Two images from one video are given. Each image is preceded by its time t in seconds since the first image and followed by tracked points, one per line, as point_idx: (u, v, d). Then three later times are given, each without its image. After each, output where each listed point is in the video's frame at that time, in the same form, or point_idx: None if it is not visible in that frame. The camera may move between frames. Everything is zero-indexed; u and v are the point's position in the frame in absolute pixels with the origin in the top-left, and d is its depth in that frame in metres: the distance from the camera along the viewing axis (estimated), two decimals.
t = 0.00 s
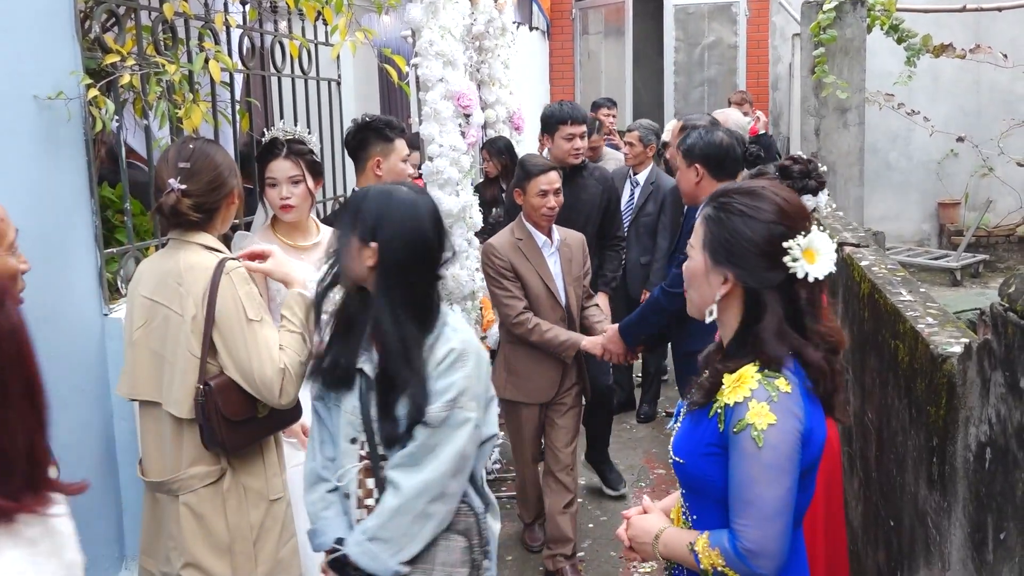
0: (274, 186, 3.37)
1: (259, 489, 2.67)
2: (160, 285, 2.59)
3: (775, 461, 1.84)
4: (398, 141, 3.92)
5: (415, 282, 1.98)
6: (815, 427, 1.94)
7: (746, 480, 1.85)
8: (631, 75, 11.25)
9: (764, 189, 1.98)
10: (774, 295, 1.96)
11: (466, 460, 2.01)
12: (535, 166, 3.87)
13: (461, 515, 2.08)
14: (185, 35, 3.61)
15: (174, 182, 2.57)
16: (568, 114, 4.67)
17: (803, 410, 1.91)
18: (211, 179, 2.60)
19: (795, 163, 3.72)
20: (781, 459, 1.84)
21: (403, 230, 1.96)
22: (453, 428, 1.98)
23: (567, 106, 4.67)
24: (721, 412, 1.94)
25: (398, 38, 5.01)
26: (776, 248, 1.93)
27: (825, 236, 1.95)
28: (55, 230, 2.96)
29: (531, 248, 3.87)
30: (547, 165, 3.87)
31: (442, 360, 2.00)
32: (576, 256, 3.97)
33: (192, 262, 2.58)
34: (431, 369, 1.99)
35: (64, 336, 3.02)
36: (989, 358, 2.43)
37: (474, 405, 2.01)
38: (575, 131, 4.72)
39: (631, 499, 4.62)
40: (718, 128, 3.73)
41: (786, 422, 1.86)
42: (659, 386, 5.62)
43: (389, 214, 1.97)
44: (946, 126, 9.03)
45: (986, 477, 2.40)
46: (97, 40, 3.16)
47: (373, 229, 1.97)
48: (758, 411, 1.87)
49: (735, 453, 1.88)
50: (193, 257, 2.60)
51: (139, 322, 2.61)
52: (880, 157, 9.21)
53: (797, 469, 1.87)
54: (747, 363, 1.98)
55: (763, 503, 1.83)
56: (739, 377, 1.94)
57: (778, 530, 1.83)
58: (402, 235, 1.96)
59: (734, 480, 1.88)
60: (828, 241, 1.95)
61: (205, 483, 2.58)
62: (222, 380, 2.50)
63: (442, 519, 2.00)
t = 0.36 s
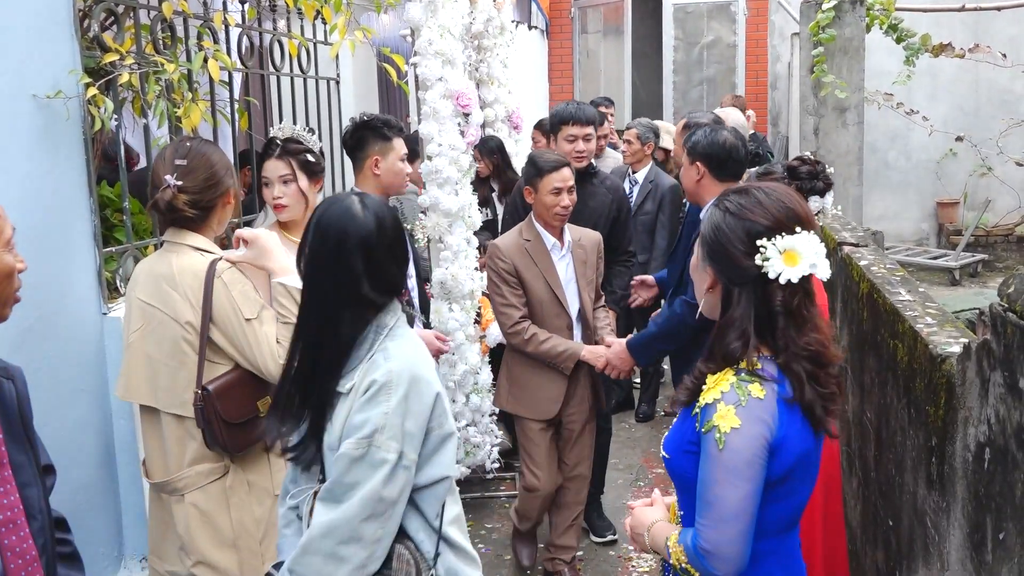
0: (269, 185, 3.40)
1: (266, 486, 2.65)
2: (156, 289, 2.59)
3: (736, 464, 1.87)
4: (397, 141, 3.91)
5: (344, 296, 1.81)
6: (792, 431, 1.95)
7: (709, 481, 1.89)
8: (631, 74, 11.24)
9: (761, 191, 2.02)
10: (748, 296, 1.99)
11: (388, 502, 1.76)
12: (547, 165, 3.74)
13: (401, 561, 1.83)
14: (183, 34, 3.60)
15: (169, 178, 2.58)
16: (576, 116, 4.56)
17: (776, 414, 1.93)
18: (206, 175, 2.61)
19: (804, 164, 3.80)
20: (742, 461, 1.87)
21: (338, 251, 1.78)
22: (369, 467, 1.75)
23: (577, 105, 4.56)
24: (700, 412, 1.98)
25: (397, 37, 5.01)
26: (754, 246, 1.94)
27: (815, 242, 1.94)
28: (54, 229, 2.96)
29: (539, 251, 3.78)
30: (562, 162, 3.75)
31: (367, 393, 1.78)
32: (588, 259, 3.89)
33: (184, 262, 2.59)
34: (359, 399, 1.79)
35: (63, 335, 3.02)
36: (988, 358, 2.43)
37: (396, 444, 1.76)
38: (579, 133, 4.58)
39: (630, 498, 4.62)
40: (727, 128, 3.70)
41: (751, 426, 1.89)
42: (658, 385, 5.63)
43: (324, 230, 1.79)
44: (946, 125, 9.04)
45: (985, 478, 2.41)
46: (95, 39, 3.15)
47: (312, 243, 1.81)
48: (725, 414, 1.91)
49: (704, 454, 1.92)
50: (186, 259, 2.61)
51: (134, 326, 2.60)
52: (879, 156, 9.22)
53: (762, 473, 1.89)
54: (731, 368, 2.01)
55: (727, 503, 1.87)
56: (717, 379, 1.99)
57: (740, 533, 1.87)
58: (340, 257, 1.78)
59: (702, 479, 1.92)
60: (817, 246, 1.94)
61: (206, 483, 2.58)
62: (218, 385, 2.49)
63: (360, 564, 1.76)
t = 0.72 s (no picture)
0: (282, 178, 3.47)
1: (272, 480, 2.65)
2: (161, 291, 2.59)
3: (741, 466, 1.87)
4: (400, 139, 3.92)
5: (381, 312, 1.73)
6: (797, 433, 1.95)
7: (713, 483, 1.89)
8: (632, 73, 11.23)
9: (768, 190, 2.04)
10: (750, 293, 2.00)
11: (413, 547, 1.69)
12: (556, 177, 3.53)
13: None
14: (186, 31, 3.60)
15: (171, 175, 2.57)
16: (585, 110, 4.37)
17: (780, 416, 1.93)
18: (206, 173, 2.61)
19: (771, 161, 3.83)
20: (745, 464, 1.87)
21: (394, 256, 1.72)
22: (400, 507, 1.68)
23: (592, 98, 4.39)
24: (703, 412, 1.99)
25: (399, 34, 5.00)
26: (757, 244, 1.95)
27: (819, 242, 1.95)
28: (56, 225, 2.96)
29: (546, 268, 3.56)
30: (571, 174, 3.53)
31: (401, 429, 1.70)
32: (593, 274, 3.71)
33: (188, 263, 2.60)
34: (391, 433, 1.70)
35: (65, 332, 3.02)
36: (989, 357, 2.43)
37: (428, 482, 1.71)
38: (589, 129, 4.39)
39: (629, 497, 4.63)
40: (729, 125, 3.70)
41: (755, 428, 1.89)
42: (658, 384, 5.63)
43: (370, 238, 1.72)
44: (947, 125, 9.04)
45: (985, 477, 2.41)
46: (98, 36, 3.16)
47: (347, 252, 1.71)
48: (728, 415, 1.90)
49: (707, 455, 1.92)
50: (187, 262, 2.62)
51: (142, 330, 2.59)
52: (880, 156, 9.21)
53: (766, 475, 1.89)
54: (738, 367, 2.00)
55: (728, 505, 1.87)
56: (722, 380, 1.99)
57: (740, 535, 1.87)
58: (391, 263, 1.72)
59: (705, 480, 1.92)
60: (822, 246, 1.95)
61: (220, 473, 2.61)
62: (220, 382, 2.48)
63: None
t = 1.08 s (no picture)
0: (294, 180, 3.41)
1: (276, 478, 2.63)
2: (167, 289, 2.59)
3: (753, 468, 1.88)
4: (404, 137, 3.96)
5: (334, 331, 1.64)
6: (807, 433, 1.96)
7: (724, 486, 1.90)
8: (630, 73, 11.24)
9: (770, 189, 2.04)
10: (754, 293, 2.00)
11: None
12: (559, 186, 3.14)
13: None
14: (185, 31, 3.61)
15: (167, 175, 2.60)
16: (554, 109, 3.98)
17: (789, 417, 1.94)
18: (200, 172, 2.64)
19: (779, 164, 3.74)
20: (755, 465, 1.88)
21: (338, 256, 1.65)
22: (409, 541, 1.56)
23: (562, 97, 3.99)
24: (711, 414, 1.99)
25: (398, 34, 5.00)
26: (761, 243, 1.96)
27: (823, 240, 1.96)
28: (56, 225, 2.96)
29: (539, 275, 3.22)
30: (577, 186, 3.16)
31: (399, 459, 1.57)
32: (584, 282, 3.37)
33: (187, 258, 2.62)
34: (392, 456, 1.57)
35: (65, 331, 3.03)
36: (987, 357, 2.44)
37: (433, 509, 1.60)
38: (557, 129, 4.01)
39: (628, 496, 4.63)
40: (733, 128, 3.79)
41: (765, 430, 1.90)
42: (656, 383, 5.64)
43: (315, 246, 1.60)
44: (944, 126, 9.05)
45: (983, 476, 2.42)
46: (98, 36, 3.17)
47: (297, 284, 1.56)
48: (738, 417, 1.91)
49: (717, 457, 1.93)
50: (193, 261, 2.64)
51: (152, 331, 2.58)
52: (878, 157, 9.22)
53: (777, 476, 1.90)
54: (745, 368, 2.01)
55: (739, 507, 1.88)
56: (730, 381, 1.99)
57: (751, 537, 1.88)
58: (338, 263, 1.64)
59: (715, 482, 1.93)
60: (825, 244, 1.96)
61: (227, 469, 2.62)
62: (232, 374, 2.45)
63: None
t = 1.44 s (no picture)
0: (290, 181, 3.41)
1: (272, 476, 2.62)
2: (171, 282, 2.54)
3: (732, 465, 1.89)
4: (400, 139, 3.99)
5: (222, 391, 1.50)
6: (793, 432, 1.97)
7: (704, 481, 1.92)
8: (623, 77, 11.25)
9: (764, 193, 2.07)
10: (748, 292, 2.01)
11: None
12: (536, 191, 3.11)
13: None
14: (179, 33, 3.61)
15: (169, 176, 2.59)
16: (567, 115, 3.87)
17: (776, 417, 1.95)
18: (201, 173, 2.62)
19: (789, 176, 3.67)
20: (737, 464, 1.89)
21: (227, 294, 1.52)
22: None
23: (578, 104, 3.90)
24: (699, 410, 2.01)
25: (391, 37, 5.01)
26: (755, 243, 1.98)
27: (815, 242, 1.98)
28: (49, 229, 2.96)
29: (534, 293, 3.12)
30: (555, 187, 3.13)
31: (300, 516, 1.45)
32: (585, 301, 3.26)
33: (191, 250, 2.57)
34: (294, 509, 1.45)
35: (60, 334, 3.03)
36: (978, 358, 2.45)
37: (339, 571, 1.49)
38: (569, 137, 3.89)
39: (622, 498, 4.65)
40: (731, 134, 3.81)
41: (750, 429, 1.91)
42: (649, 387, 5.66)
43: (202, 286, 1.47)
44: (935, 128, 9.09)
45: (975, 476, 2.43)
46: (91, 38, 3.16)
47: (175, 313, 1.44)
48: (724, 414, 1.92)
49: (701, 453, 1.95)
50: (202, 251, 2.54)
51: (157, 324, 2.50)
52: (869, 160, 9.26)
53: (757, 475, 1.91)
54: (735, 367, 2.02)
55: (717, 503, 1.90)
56: (720, 379, 2.00)
57: (727, 533, 1.90)
58: (225, 303, 1.51)
59: (697, 477, 1.95)
60: (818, 246, 1.98)
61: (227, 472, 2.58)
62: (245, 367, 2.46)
63: None
